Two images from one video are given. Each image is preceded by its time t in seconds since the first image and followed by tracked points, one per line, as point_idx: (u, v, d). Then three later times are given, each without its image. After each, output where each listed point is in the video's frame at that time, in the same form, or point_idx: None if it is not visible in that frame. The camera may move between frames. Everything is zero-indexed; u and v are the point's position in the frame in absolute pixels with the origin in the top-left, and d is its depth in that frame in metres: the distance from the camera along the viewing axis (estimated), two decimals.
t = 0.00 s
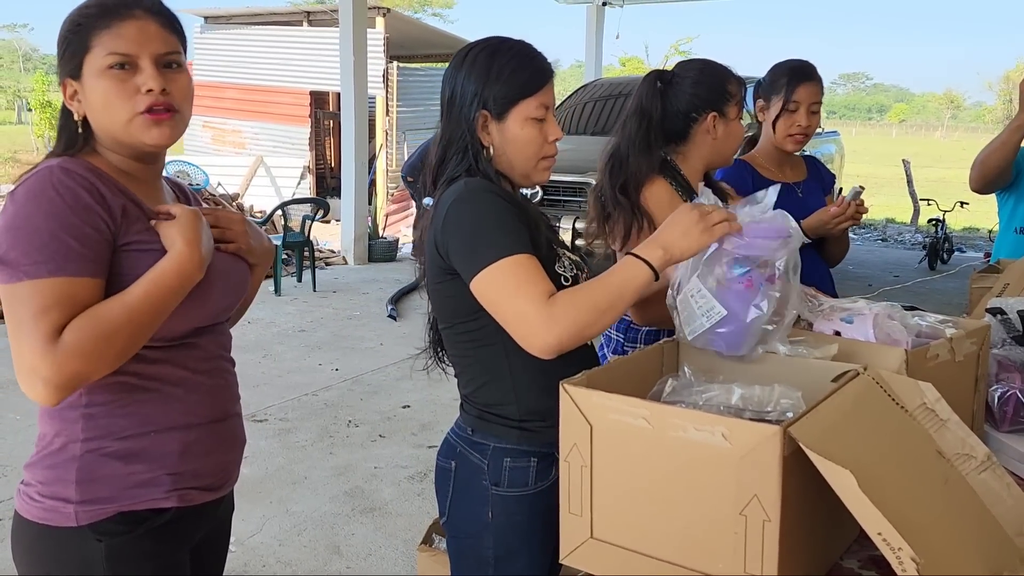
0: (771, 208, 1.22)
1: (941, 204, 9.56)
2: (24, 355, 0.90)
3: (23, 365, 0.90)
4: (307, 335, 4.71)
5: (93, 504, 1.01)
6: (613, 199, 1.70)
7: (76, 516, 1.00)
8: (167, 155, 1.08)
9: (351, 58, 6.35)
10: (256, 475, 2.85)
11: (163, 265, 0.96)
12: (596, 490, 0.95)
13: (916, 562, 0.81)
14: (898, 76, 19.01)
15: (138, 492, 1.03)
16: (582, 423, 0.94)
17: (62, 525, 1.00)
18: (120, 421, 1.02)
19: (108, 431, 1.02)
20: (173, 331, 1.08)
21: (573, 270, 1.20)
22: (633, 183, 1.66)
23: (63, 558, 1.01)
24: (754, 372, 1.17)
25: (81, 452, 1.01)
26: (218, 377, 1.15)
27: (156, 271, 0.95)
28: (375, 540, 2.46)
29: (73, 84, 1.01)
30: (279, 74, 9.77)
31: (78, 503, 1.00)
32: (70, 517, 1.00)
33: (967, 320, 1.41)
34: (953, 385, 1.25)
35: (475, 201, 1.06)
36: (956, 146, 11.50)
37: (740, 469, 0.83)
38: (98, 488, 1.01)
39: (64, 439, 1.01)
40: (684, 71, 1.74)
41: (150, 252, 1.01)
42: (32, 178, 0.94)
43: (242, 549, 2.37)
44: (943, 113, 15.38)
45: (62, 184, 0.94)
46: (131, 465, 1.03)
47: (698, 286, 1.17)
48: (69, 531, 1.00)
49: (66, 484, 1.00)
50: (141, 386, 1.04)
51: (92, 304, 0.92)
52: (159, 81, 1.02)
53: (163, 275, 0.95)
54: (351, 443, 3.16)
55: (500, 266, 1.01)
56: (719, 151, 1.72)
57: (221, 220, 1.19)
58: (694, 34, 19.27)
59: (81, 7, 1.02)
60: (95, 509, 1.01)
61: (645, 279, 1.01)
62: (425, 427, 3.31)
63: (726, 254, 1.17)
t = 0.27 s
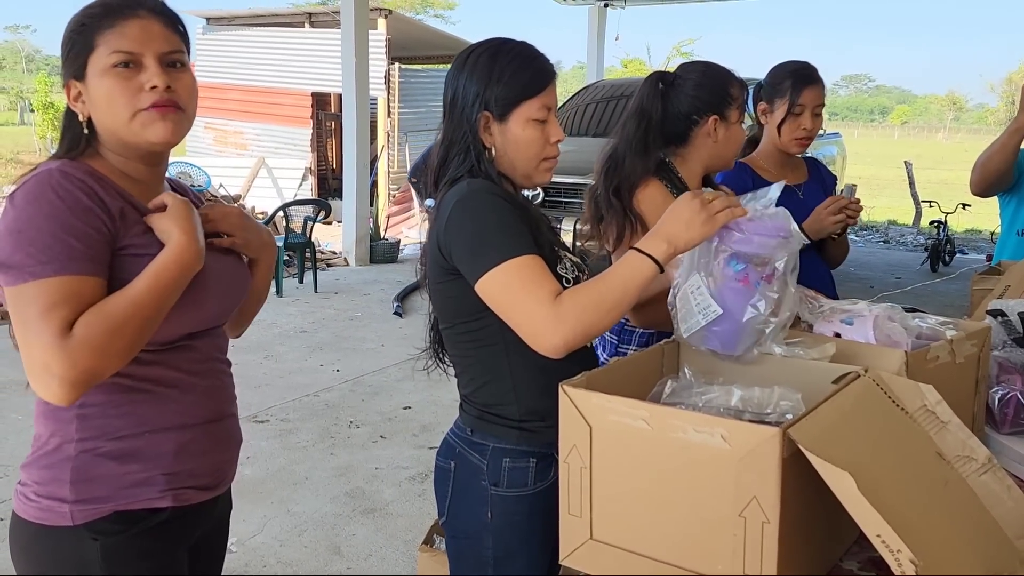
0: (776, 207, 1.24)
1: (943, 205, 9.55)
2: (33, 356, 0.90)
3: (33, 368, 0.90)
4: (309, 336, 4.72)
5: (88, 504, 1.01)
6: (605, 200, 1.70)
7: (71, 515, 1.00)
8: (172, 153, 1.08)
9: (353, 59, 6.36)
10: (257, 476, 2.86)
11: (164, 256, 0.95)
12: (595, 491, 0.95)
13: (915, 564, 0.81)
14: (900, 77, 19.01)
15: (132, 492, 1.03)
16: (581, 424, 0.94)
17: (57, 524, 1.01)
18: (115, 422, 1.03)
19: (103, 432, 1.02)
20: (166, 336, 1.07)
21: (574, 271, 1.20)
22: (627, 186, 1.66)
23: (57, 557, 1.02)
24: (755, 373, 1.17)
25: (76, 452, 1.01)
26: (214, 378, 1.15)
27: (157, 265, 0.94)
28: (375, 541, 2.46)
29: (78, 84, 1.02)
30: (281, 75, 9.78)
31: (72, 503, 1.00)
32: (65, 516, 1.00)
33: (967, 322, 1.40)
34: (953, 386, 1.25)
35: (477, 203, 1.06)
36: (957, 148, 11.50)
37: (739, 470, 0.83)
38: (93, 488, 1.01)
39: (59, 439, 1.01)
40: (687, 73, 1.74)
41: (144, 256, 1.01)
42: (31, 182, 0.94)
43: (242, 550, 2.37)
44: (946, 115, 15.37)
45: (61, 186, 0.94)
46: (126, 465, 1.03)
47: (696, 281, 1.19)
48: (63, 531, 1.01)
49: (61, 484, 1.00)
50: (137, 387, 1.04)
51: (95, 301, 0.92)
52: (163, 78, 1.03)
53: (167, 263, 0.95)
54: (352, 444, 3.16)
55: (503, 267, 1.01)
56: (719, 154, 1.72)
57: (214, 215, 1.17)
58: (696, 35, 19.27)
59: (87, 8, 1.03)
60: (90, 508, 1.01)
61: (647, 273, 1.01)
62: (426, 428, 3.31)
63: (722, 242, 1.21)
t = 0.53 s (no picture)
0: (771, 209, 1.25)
1: (946, 207, 9.52)
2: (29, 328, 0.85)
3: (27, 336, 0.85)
4: (312, 338, 4.73)
5: (84, 506, 1.02)
6: (605, 205, 1.71)
7: (68, 517, 1.01)
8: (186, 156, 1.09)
9: (356, 62, 6.37)
10: (260, 478, 2.86)
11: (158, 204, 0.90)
12: (596, 493, 0.96)
13: (915, 565, 0.81)
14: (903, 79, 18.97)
15: (129, 493, 1.04)
16: (582, 426, 0.95)
17: (54, 526, 1.02)
18: (114, 423, 1.03)
19: (100, 434, 1.02)
20: (164, 340, 1.06)
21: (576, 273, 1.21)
22: (626, 191, 1.66)
23: (54, 557, 1.02)
24: (756, 376, 1.18)
25: (73, 455, 1.02)
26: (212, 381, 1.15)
27: (151, 214, 0.90)
28: (378, 543, 2.46)
29: (91, 91, 1.03)
30: (284, 78, 9.80)
31: (69, 506, 1.01)
32: (62, 518, 1.01)
33: (968, 324, 1.41)
34: (955, 389, 1.26)
35: (481, 207, 1.07)
36: (961, 150, 11.48)
37: (739, 472, 0.84)
38: (90, 491, 1.02)
39: (56, 442, 1.02)
40: (689, 77, 1.74)
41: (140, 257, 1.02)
42: (37, 185, 0.95)
43: (245, 552, 2.37)
44: (949, 117, 15.33)
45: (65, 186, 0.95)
46: (124, 467, 1.03)
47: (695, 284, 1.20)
48: (60, 533, 1.02)
49: (58, 486, 1.01)
50: (139, 387, 1.04)
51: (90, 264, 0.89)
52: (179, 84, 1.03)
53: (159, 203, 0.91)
54: (355, 446, 3.16)
55: (513, 261, 1.02)
56: (719, 157, 1.72)
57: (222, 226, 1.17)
58: (698, 37, 19.26)
59: (103, 13, 1.03)
60: (87, 510, 1.02)
61: (650, 274, 1.03)
62: (429, 430, 3.31)
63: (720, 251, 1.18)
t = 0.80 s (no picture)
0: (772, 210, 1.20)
1: (950, 209, 9.50)
2: None
3: None
4: (315, 340, 4.73)
5: (96, 507, 1.02)
6: (612, 208, 1.71)
7: (80, 519, 1.01)
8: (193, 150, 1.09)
9: (359, 64, 6.37)
10: (263, 480, 2.87)
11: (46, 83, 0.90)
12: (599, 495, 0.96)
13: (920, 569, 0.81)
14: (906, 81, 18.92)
15: (141, 496, 1.04)
16: (585, 429, 0.95)
17: (66, 527, 1.01)
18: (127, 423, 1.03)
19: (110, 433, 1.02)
20: (158, 307, 1.01)
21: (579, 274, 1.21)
22: (635, 194, 1.68)
23: (63, 558, 1.02)
24: (758, 378, 1.17)
25: (86, 455, 1.01)
26: (228, 383, 1.15)
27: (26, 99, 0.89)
28: (381, 546, 2.46)
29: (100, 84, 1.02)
30: (287, 80, 9.81)
31: (82, 507, 1.01)
32: (74, 520, 1.01)
33: (970, 327, 1.41)
34: (958, 392, 1.26)
35: (488, 207, 1.07)
36: (964, 152, 11.45)
37: (743, 475, 0.84)
38: (102, 492, 1.02)
39: (70, 441, 1.02)
40: (695, 79, 1.74)
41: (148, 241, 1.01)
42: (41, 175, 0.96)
43: (248, 554, 2.37)
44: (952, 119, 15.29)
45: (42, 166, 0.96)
46: (136, 468, 1.03)
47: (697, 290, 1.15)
48: (71, 535, 1.02)
49: (70, 487, 1.01)
50: (150, 383, 1.03)
51: None
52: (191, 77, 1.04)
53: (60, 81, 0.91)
54: (358, 448, 3.16)
55: (513, 269, 1.02)
56: (725, 159, 1.73)
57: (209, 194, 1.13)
58: (701, 40, 19.24)
59: (114, 9, 1.04)
60: (98, 512, 1.02)
61: (643, 264, 1.03)
62: (432, 433, 3.31)
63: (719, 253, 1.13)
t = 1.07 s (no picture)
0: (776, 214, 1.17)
1: (951, 211, 9.49)
2: None
3: None
4: (317, 342, 4.73)
5: (103, 507, 1.01)
6: (615, 209, 1.70)
7: (88, 520, 1.01)
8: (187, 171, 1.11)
9: (360, 66, 6.38)
10: (265, 481, 2.87)
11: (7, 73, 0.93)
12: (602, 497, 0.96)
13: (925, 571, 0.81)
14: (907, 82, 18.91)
15: (148, 493, 1.04)
16: (588, 430, 0.95)
17: (74, 528, 1.01)
18: (137, 421, 1.02)
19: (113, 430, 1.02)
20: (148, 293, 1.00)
21: (587, 279, 1.21)
22: (638, 195, 1.66)
23: (72, 560, 1.02)
24: (763, 380, 1.17)
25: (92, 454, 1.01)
26: (235, 375, 1.14)
27: None
28: (382, 548, 2.46)
29: (112, 88, 1.02)
30: (288, 82, 9.81)
31: (91, 508, 1.01)
32: (82, 521, 1.01)
33: (974, 328, 1.41)
34: (960, 394, 1.25)
35: (498, 208, 1.07)
36: (966, 153, 11.44)
37: (747, 477, 0.84)
38: (110, 491, 1.02)
39: (78, 440, 1.02)
40: (699, 81, 1.74)
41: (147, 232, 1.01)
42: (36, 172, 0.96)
43: (251, 555, 2.37)
44: (953, 120, 15.29)
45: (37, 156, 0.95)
46: (143, 467, 1.03)
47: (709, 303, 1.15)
48: (80, 535, 1.01)
49: (77, 487, 1.01)
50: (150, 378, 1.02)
51: None
52: (208, 112, 1.07)
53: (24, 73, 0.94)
54: (360, 450, 3.16)
55: (514, 275, 1.02)
56: (729, 160, 1.73)
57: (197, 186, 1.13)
58: (702, 41, 19.22)
59: (146, 17, 1.03)
60: (104, 512, 1.01)
61: (640, 288, 1.03)
62: (434, 434, 3.31)
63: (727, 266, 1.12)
